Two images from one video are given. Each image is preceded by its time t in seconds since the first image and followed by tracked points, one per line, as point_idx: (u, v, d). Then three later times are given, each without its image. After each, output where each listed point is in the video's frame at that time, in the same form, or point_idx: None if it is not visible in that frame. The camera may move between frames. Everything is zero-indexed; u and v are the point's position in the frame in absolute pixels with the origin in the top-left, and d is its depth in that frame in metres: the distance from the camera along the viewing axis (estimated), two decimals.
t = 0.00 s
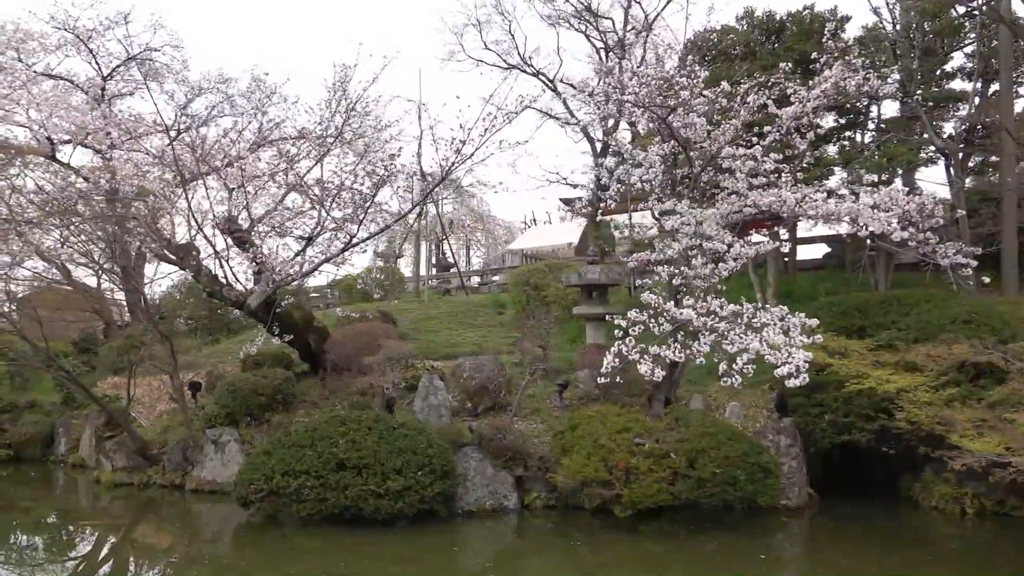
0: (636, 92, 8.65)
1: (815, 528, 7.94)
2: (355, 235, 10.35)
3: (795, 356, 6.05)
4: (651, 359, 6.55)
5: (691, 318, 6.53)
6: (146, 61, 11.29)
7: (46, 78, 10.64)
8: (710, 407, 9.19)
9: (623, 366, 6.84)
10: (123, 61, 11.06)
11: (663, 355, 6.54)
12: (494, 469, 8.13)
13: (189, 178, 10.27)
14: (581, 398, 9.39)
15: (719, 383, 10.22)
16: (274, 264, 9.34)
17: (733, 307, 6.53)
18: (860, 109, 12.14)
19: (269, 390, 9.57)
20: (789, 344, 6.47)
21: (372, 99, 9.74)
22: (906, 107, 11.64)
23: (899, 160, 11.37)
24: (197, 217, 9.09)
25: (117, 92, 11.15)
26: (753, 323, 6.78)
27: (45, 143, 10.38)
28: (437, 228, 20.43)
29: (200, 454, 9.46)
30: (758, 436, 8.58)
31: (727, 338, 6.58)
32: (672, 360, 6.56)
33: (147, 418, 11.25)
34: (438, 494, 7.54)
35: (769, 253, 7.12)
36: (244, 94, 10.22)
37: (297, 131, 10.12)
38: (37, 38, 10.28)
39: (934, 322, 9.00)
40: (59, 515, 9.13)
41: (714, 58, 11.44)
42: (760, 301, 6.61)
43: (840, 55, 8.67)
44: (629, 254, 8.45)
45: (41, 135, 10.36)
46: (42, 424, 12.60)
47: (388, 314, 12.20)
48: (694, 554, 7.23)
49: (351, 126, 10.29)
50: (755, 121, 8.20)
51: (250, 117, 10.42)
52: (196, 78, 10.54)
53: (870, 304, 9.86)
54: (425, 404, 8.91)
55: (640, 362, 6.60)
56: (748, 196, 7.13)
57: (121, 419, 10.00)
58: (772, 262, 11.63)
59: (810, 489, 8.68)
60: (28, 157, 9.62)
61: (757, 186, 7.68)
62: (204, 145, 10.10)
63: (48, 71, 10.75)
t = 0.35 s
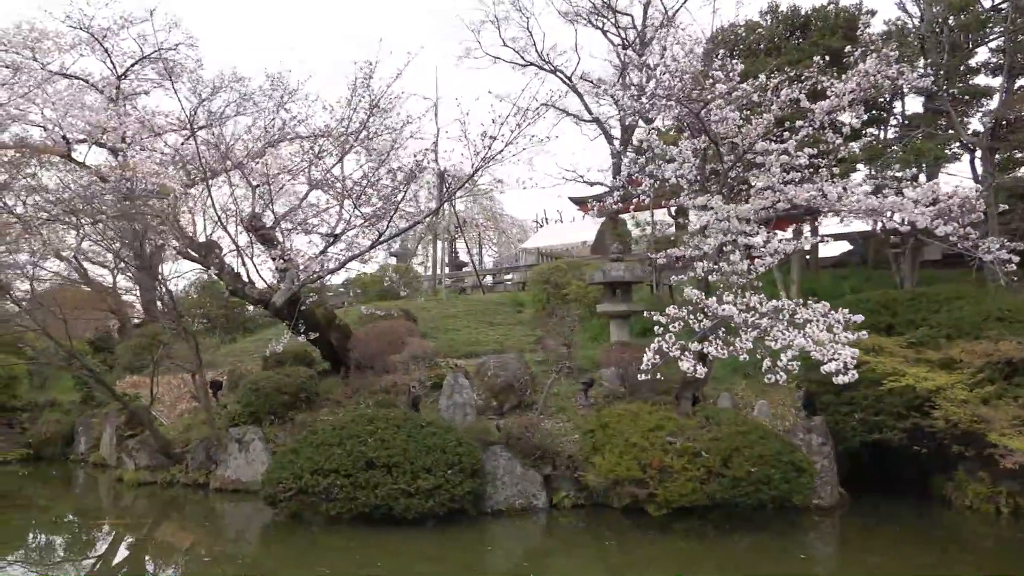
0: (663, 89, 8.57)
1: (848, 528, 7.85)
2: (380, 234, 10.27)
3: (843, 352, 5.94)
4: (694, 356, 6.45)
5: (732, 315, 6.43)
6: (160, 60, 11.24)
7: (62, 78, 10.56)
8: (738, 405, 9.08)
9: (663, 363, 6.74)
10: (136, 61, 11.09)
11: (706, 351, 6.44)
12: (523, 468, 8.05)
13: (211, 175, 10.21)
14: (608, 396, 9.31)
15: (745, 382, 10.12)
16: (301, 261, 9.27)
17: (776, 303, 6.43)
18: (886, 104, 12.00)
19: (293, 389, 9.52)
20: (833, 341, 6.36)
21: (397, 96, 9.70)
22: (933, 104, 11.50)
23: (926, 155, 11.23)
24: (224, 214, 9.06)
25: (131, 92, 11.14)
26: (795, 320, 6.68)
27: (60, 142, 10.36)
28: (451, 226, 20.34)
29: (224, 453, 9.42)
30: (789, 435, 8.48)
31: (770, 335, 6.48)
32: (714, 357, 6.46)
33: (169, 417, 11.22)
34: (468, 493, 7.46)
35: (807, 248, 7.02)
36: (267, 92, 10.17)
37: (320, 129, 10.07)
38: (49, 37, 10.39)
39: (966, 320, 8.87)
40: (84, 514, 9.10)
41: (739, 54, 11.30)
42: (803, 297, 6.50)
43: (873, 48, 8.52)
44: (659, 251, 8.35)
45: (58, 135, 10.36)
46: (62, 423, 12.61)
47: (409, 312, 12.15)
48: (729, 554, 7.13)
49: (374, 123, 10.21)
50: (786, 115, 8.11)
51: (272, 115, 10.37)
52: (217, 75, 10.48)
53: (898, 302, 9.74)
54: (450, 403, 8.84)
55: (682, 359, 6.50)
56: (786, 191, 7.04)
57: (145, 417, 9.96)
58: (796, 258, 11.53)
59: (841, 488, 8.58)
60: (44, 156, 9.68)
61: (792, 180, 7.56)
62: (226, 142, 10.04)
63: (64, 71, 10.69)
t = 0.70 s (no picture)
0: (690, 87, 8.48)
1: (881, 530, 7.74)
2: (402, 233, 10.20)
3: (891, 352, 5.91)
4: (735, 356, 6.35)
5: (772, 314, 6.33)
6: (175, 59, 11.21)
7: (75, 77, 10.56)
8: (765, 406, 8.97)
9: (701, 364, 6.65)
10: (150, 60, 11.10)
11: (748, 352, 6.35)
12: (551, 469, 7.97)
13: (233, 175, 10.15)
14: (634, 397, 9.21)
15: (771, 382, 10.01)
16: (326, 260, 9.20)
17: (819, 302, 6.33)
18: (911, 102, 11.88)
19: (316, 389, 9.45)
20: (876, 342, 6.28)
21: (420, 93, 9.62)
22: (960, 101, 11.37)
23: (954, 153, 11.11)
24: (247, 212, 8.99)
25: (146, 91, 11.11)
26: (834, 319, 6.57)
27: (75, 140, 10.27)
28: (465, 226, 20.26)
29: (247, 453, 9.36)
30: (820, 436, 8.37)
31: (812, 335, 6.39)
32: (756, 358, 6.38)
33: (189, 418, 11.18)
34: (497, 495, 7.38)
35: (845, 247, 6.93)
36: (289, 89, 10.11)
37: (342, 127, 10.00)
38: (62, 36, 10.49)
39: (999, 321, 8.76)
40: (107, 514, 9.04)
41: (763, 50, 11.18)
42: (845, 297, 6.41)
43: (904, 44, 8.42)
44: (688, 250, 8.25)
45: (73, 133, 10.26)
46: (80, 423, 12.57)
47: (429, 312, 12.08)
48: (763, 556, 7.03)
49: (396, 122, 10.13)
50: (818, 112, 8.02)
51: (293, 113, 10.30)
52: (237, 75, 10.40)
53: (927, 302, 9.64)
54: (475, 403, 8.76)
55: (722, 359, 6.40)
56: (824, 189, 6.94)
57: (166, 417, 9.91)
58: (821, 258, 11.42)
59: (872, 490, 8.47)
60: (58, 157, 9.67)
61: (826, 179, 7.47)
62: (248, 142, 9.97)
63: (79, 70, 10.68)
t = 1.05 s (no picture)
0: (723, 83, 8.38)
1: (919, 531, 7.62)
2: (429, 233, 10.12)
3: (946, 350, 5.86)
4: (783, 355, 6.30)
5: (817, 313, 6.24)
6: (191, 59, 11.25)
7: (91, 77, 10.75)
8: (797, 406, 8.87)
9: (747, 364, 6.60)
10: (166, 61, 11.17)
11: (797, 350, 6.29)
12: (584, 471, 7.89)
13: (257, 173, 10.08)
14: (664, 397, 9.11)
15: (800, 382, 9.90)
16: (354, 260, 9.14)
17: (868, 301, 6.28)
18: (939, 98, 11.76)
19: (343, 389, 9.40)
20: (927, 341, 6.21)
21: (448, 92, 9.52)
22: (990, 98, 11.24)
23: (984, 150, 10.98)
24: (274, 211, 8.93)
25: (162, 91, 11.17)
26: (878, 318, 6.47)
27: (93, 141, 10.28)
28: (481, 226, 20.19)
29: (274, 454, 9.31)
30: (854, 437, 8.27)
31: (861, 334, 6.34)
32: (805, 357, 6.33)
33: (213, 418, 11.14)
34: (531, 496, 7.31)
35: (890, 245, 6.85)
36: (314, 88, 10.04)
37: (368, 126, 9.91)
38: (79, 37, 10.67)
39: None
40: (134, 515, 9.01)
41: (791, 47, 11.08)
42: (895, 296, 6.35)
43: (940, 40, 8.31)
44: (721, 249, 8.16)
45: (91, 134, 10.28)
46: (102, 423, 12.55)
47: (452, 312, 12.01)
48: (802, 557, 6.92)
49: (422, 120, 10.03)
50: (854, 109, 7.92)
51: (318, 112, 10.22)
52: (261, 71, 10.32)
53: (960, 301, 9.52)
54: (505, 403, 8.69)
55: (770, 359, 6.34)
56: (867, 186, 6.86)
57: (192, 418, 9.87)
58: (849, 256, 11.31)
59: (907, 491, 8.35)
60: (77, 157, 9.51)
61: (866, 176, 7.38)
62: (274, 139, 9.89)
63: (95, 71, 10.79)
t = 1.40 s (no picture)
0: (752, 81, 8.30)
1: (957, 535, 7.51)
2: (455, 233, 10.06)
3: (999, 352, 5.87)
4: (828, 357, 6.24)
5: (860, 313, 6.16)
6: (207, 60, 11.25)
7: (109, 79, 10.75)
8: (828, 408, 8.77)
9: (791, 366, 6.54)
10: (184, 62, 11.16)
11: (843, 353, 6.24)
12: (615, 473, 7.81)
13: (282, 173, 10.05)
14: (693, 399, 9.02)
15: (829, 383, 9.80)
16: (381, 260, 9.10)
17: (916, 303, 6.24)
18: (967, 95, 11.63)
19: (369, 391, 9.36)
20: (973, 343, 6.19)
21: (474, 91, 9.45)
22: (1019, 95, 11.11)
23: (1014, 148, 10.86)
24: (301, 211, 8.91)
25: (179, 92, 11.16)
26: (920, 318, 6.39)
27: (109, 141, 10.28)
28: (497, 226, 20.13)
29: (300, 455, 9.28)
30: (888, 440, 8.16)
31: (908, 337, 6.31)
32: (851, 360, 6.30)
33: (237, 420, 11.12)
34: (563, 498, 7.25)
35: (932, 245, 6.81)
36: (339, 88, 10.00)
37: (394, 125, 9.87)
38: (98, 39, 10.68)
39: None
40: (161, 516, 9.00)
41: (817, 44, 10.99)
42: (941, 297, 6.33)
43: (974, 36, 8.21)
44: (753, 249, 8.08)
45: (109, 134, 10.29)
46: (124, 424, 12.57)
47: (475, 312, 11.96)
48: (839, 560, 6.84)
49: (447, 120, 9.96)
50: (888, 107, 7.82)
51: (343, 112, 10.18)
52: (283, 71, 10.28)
53: (993, 300, 9.39)
54: (533, 405, 8.63)
55: (816, 362, 6.28)
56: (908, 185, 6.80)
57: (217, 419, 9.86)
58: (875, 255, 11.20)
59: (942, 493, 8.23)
60: (94, 157, 9.48)
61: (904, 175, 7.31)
62: (299, 140, 9.85)
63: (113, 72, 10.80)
